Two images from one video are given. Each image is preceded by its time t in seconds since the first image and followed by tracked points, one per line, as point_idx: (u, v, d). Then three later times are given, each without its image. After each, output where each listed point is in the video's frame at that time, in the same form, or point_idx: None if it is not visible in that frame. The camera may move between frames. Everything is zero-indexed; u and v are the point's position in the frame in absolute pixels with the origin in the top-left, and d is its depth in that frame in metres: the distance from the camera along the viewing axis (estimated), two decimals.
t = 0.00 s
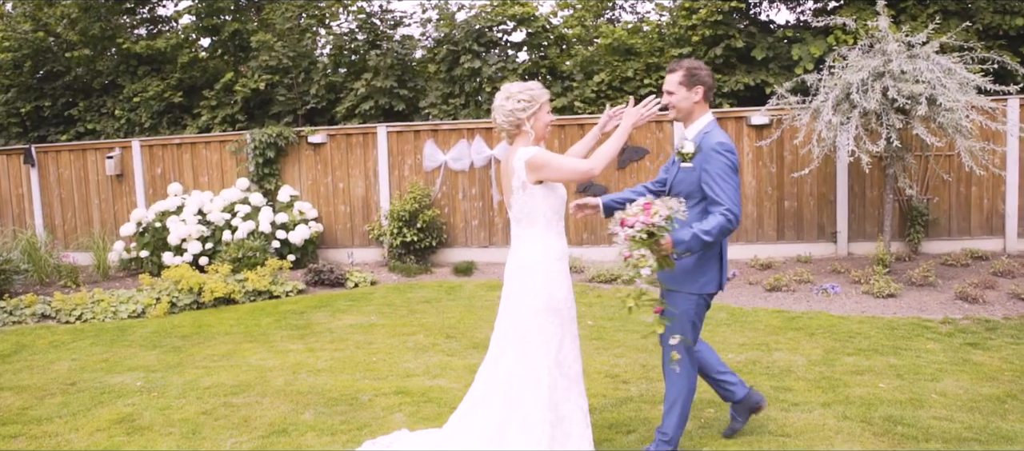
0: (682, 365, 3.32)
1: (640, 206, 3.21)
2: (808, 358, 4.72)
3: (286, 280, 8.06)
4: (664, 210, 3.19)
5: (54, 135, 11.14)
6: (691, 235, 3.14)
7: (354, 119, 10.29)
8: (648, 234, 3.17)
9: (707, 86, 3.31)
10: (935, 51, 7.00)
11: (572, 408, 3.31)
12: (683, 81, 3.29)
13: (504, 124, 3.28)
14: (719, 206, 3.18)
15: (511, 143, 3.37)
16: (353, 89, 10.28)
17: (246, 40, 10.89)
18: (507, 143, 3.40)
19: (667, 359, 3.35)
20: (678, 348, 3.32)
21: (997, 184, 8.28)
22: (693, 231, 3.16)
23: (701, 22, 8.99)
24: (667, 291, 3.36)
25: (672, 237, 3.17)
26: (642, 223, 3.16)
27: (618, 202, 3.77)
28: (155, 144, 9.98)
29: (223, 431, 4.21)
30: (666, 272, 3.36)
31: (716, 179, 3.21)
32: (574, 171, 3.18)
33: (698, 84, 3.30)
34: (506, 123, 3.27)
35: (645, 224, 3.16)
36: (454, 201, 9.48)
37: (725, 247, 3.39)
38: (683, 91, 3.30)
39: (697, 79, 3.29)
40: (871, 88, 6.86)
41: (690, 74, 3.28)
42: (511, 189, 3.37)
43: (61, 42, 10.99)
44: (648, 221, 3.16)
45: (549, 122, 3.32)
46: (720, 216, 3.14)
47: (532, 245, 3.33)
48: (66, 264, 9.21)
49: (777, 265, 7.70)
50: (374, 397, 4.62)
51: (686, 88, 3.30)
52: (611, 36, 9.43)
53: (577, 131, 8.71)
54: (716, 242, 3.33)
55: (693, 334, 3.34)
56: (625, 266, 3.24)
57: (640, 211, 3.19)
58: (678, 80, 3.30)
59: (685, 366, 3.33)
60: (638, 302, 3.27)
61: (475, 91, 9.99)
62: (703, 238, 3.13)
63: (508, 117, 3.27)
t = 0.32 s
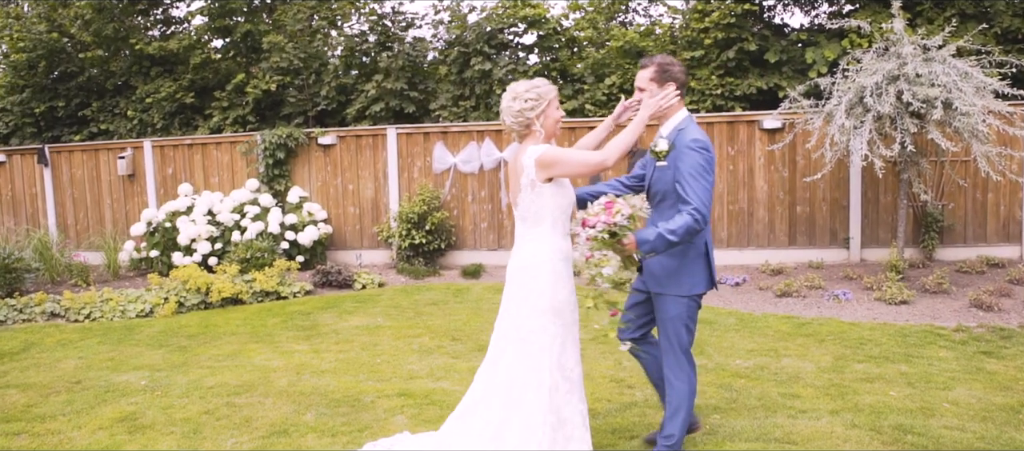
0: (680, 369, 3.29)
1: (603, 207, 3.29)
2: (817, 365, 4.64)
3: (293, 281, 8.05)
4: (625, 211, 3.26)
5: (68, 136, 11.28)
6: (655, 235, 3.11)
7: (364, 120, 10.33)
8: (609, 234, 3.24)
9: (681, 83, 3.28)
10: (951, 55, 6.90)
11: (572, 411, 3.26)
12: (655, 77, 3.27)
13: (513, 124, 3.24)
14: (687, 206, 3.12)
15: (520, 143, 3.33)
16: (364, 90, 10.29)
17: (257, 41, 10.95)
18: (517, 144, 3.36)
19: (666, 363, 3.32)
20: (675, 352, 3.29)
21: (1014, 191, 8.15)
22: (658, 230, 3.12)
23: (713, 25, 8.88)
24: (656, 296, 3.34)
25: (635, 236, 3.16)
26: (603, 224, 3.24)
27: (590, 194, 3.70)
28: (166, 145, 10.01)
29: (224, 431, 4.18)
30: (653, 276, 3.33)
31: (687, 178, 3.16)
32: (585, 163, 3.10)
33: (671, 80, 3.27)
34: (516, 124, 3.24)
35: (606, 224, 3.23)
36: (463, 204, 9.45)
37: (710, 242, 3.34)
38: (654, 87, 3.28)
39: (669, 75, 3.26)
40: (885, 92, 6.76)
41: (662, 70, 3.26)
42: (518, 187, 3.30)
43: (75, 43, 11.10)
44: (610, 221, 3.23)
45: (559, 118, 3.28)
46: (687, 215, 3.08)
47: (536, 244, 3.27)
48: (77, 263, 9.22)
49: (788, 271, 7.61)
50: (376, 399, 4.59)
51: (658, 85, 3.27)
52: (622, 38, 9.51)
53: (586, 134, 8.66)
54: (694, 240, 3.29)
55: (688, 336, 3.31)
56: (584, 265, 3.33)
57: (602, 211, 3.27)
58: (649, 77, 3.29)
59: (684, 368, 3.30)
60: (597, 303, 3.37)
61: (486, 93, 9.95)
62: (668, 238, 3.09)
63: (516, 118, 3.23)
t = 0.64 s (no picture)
0: (680, 372, 3.19)
1: (584, 199, 3.10)
2: (831, 371, 4.54)
3: (304, 282, 8.03)
4: (607, 206, 3.10)
5: (85, 137, 11.41)
6: (638, 230, 3.00)
7: (378, 122, 10.34)
8: (589, 230, 3.08)
9: (655, 84, 3.20)
10: (972, 56, 6.77)
11: (574, 415, 3.21)
12: (632, 77, 3.16)
13: (525, 124, 3.19)
14: (672, 203, 3.02)
15: (532, 140, 3.27)
16: (378, 92, 10.28)
17: (272, 43, 11.00)
18: (529, 143, 3.30)
19: (663, 366, 3.22)
20: (672, 356, 3.19)
21: None
22: (641, 226, 3.02)
23: (728, 27, 8.77)
24: (649, 298, 3.24)
25: (617, 231, 3.04)
26: (585, 218, 3.06)
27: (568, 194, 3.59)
28: (181, 146, 10.05)
29: (229, 431, 4.15)
30: (646, 277, 3.24)
31: (673, 175, 3.07)
32: (600, 157, 2.99)
33: (646, 82, 3.18)
34: (528, 123, 3.18)
35: (588, 219, 3.06)
36: (476, 206, 9.41)
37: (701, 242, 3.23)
38: (631, 87, 3.17)
39: (645, 76, 3.17)
40: (903, 94, 6.64)
41: (638, 70, 3.17)
42: (529, 185, 3.24)
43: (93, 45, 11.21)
44: (592, 216, 3.06)
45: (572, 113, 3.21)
46: (672, 213, 2.99)
47: (547, 243, 3.22)
48: (92, 263, 9.22)
49: (803, 276, 7.49)
50: (382, 401, 4.55)
51: (634, 85, 3.17)
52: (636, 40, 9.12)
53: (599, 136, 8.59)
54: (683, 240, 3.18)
55: (684, 339, 3.21)
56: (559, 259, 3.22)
57: (583, 205, 3.08)
58: (626, 76, 3.17)
59: (681, 371, 3.20)
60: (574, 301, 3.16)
61: (499, 95, 9.92)
62: (652, 234, 2.99)
63: (527, 117, 3.17)
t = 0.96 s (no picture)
0: (663, 377, 2.95)
1: (584, 192, 3.01)
2: (848, 377, 4.43)
3: (319, 283, 8.02)
4: (608, 197, 2.99)
5: (107, 138, 11.55)
6: (641, 225, 2.88)
7: (394, 124, 10.32)
8: (590, 221, 2.99)
9: (649, 83, 3.02)
10: (998, 56, 6.62)
11: (580, 421, 3.16)
12: (625, 77, 2.99)
13: (537, 123, 3.11)
14: (673, 198, 2.89)
15: (544, 137, 3.18)
16: (394, 94, 10.27)
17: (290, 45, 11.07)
18: (541, 140, 3.21)
19: (642, 372, 2.97)
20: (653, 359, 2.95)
21: None
22: (644, 221, 2.90)
23: (748, 27, 8.65)
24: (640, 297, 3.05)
25: (620, 226, 2.93)
26: (584, 210, 2.97)
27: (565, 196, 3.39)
28: (199, 147, 10.10)
29: (236, 431, 4.13)
30: (638, 276, 3.05)
31: (673, 170, 2.94)
32: (613, 155, 2.90)
33: (639, 81, 3.01)
34: (540, 122, 3.10)
35: (587, 210, 2.97)
36: (491, 208, 9.34)
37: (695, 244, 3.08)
38: (624, 87, 3.00)
39: (639, 75, 3.00)
40: (926, 94, 6.50)
41: (631, 70, 2.99)
42: (540, 182, 3.17)
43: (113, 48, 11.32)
44: (591, 208, 2.97)
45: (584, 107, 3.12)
46: (675, 207, 2.86)
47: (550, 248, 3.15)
48: (110, 262, 9.24)
49: (823, 280, 7.35)
50: (391, 403, 4.51)
51: (626, 84, 2.99)
52: (653, 41, 9.20)
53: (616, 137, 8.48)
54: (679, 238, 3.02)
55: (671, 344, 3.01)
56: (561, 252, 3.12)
57: (583, 197, 3.00)
58: (619, 76, 3.00)
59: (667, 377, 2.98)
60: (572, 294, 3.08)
61: (515, 97, 9.87)
62: (654, 230, 2.87)
63: (539, 116, 3.09)
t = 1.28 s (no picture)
0: (660, 379, 2.87)
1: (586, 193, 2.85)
2: (869, 383, 4.30)
3: (335, 284, 8.01)
4: (612, 197, 2.82)
5: (130, 140, 11.69)
6: (646, 224, 2.76)
7: (413, 125, 10.29)
8: (595, 224, 2.81)
9: (648, 79, 2.89)
10: None
11: (588, 426, 3.07)
12: (622, 71, 2.85)
13: (549, 122, 2.96)
14: (677, 195, 2.77)
15: (554, 136, 3.05)
16: (413, 95, 10.26)
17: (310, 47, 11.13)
18: (549, 139, 3.08)
19: (641, 372, 2.88)
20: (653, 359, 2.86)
21: None
22: (649, 219, 2.78)
23: (770, 26, 8.52)
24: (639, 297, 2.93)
25: (625, 226, 2.79)
26: (588, 212, 2.80)
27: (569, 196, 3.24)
28: (220, 149, 10.16)
29: (245, 432, 4.12)
30: (637, 275, 2.93)
31: (676, 166, 2.80)
32: (623, 153, 2.78)
33: (638, 76, 2.87)
34: (551, 121, 2.95)
35: (591, 213, 2.80)
36: (510, 209, 9.29)
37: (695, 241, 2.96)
38: (623, 82, 2.86)
39: (637, 70, 2.86)
40: (952, 93, 6.33)
41: (629, 65, 2.85)
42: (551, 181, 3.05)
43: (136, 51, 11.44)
44: (595, 209, 2.79)
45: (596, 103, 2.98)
46: (679, 205, 2.73)
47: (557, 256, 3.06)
48: (132, 263, 9.27)
49: (845, 283, 7.20)
50: (401, 405, 4.47)
51: (626, 79, 2.86)
52: (673, 41, 9.09)
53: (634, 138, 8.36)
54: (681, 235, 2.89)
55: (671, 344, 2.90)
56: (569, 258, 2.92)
57: (585, 199, 2.82)
58: (616, 71, 2.86)
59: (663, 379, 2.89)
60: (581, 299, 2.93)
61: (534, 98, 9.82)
62: (659, 228, 2.75)
63: (551, 114, 2.94)
